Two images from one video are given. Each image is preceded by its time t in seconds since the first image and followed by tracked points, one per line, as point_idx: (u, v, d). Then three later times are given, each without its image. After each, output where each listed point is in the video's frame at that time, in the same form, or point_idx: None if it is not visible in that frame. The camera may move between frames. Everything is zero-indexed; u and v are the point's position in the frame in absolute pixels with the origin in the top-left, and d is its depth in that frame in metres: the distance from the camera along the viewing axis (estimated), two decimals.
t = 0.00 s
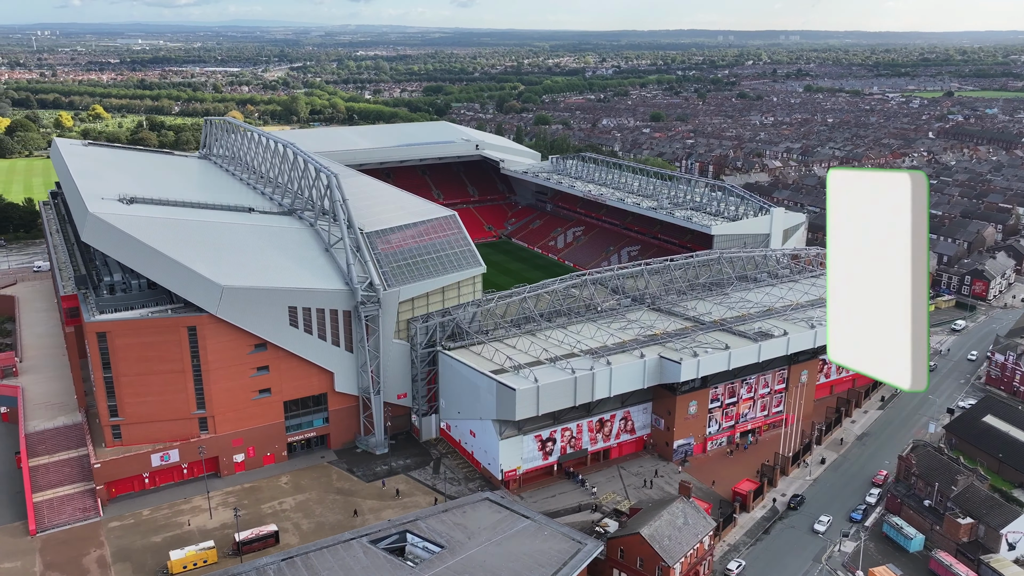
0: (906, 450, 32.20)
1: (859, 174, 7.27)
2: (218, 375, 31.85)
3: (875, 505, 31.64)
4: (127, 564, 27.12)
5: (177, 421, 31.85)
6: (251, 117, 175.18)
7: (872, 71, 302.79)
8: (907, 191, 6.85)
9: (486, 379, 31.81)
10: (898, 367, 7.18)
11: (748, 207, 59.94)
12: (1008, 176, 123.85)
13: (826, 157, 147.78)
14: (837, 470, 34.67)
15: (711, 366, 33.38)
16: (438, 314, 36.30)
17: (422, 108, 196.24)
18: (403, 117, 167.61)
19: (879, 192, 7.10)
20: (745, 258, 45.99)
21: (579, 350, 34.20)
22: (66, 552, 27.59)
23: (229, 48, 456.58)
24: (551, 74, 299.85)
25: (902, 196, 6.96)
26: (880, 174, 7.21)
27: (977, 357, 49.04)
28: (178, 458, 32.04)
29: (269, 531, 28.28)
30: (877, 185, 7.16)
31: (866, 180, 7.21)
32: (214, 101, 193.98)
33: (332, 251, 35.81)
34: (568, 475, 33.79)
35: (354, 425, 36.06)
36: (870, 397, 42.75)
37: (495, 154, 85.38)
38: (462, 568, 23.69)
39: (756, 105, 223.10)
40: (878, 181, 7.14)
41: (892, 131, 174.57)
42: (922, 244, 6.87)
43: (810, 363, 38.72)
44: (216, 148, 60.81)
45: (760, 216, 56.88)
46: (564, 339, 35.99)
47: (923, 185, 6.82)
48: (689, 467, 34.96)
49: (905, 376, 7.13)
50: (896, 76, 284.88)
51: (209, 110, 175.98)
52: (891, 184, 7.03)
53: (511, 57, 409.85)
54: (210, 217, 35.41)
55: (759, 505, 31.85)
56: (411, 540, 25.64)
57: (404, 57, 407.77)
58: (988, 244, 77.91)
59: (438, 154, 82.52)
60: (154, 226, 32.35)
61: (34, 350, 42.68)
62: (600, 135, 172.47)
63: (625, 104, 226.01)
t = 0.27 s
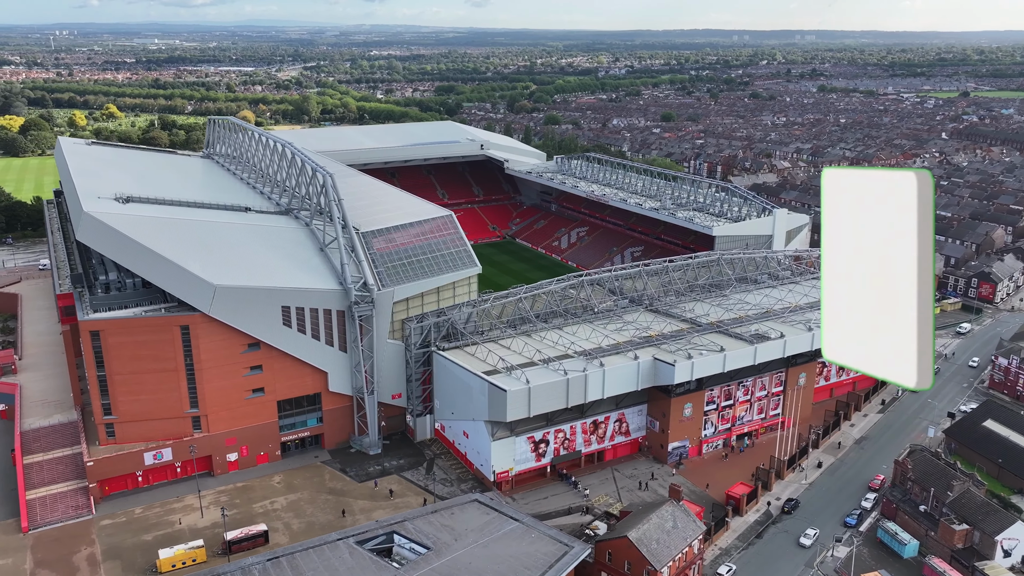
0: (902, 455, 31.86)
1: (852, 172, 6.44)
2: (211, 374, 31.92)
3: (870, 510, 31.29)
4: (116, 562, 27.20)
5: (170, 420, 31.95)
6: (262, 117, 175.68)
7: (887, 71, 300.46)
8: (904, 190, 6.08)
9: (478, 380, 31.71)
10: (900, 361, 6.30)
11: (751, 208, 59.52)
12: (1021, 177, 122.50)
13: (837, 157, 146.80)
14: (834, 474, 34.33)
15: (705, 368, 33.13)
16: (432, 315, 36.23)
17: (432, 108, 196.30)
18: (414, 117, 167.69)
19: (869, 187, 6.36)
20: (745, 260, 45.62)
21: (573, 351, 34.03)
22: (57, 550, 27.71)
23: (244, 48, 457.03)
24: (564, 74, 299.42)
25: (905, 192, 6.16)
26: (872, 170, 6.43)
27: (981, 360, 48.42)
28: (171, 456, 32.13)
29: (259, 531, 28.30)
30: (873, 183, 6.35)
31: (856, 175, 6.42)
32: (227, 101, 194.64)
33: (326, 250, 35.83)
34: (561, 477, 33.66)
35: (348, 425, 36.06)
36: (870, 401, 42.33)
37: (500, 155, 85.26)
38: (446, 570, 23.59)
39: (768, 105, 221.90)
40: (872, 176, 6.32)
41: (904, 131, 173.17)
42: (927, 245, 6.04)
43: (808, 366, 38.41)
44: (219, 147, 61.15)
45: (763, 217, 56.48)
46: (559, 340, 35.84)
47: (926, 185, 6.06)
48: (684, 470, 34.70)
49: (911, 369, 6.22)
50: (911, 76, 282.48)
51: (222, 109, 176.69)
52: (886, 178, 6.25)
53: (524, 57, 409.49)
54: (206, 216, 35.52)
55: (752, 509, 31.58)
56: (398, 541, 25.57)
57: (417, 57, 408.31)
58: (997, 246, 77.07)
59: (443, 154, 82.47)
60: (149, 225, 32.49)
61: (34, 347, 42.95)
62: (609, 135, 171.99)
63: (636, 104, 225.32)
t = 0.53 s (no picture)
0: (898, 460, 31.52)
1: (850, 171, 5.75)
2: (204, 373, 32.00)
3: (866, 515, 30.95)
4: (106, 560, 27.30)
5: (163, 419, 32.05)
6: (274, 117, 176.14)
7: (903, 71, 297.83)
8: (915, 189, 5.56)
9: (470, 381, 31.62)
10: (906, 365, 5.90)
11: (754, 209, 59.04)
12: None
13: (848, 158, 145.69)
14: (831, 478, 34.01)
15: (700, 371, 32.90)
16: (427, 315, 36.16)
17: (444, 108, 196.25)
18: (425, 117, 167.69)
19: (869, 188, 5.76)
20: (747, 262, 45.23)
21: (567, 353, 33.86)
22: (48, 547, 27.85)
23: (259, 49, 458.42)
24: (578, 73, 298.83)
25: (914, 194, 5.65)
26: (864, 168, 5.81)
27: (986, 364, 47.75)
28: (165, 455, 32.26)
29: (248, 530, 28.34)
30: (876, 185, 5.73)
31: (852, 176, 5.78)
32: (240, 100, 195.27)
33: (322, 250, 35.83)
34: (554, 479, 33.52)
35: (343, 425, 36.05)
36: (871, 404, 41.89)
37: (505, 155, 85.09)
38: (430, 572, 23.51)
39: (781, 106, 220.51)
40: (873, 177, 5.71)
41: (917, 132, 171.56)
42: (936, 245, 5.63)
43: (806, 369, 38.07)
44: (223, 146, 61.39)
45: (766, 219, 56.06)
46: (554, 342, 35.67)
47: (935, 183, 5.57)
48: (679, 473, 34.45)
49: (917, 372, 5.82)
50: (927, 76, 279.83)
51: (234, 109, 177.57)
52: (890, 178, 5.68)
53: (537, 57, 408.90)
54: (202, 216, 35.63)
55: (746, 513, 31.32)
56: (385, 542, 25.52)
57: (431, 56, 408.62)
58: (1007, 248, 76.09)
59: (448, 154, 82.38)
60: (143, 224, 32.59)
61: (35, 345, 43.25)
62: (620, 135, 171.42)
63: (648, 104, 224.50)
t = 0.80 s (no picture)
0: (894, 464, 31.16)
1: (852, 172, 6.57)
2: (198, 372, 32.10)
3: (861, 519, 30.60)
4: (96, 558, 27.40)
5: (157, 417, 32.18)
6: (286, 116, 176.67)
7: (919, 71, 294.96)
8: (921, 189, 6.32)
9: (462, 382, 31.53)
10: (912, 367, 6.57)
11: (758, 209, 58.56)
12: None
13: (860, 159, 144.53)
14: (827, 482, 33.70)
15: (694, 373, 32.65)
16: (422, 315, 36.11)
17: (455, 108, 196.27)
18: (435, 116, 167.69)
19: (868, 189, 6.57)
20: (747, 264, 44.87)
21: (561, 354, 33.70)
22: (39, 544, 28.00)
23: (274, 49, 459.49)
24: (590, 73, 298.07)
25: (919, 193, 6.41)
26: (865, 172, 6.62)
27: (990, 367, 47.13)
28: (158, 453, 32.37)
29: (238, 530, 28.39)
30: (875, 185, 6.51)
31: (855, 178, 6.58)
32: (253, 100, 195.95)
33: (317, 250, 35.88)
34: (547, 481, 33.37)
35: (337, 425, 36.05)
36: (871, 407, 41.45)
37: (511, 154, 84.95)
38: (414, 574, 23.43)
39: (793, 106, 219.02)
40: (875, 178, 6.49)
41: (931, 133, 169.90)
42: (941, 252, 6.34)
43: (804, 372, 37.73)
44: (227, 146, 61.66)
45: (769, 220, 55.64)
46: (548, 343, 35.54)
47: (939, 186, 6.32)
48: (673, 476, 34.21)
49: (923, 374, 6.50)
50: (943, 76, 276.98)
51: (247, 108, 178.22)
52: (892, 180, 6.45)
53: (550, 56, 408.14)
54: (197, 215, 35.77)
55: (739, 517, 31.06)
56: (371, 543, 25.47)
57: (444, 56, 408.90)
58: (1017, 251, 75.15)
59: (453, 154, 82.34)
60: (138, 224, 32.74)
61: (35, 343, 43.58)
62: (630, 135, 170.92)
63: (660, 104, 223.60)
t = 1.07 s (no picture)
0: (889, 469, 30.85)
1: (856, 174, 7.40)
2: (190, 371, 32.19)
3: (855, 525, 30.28)
4: (86, 556, 27.51)
5: (150, 416, 32.29)
6: (297, 116, 177.19)
7: (934, 72, 292.23)
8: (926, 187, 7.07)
9: (454, 383, 31.45)
10: (918, 367, 7.48)
11: (760, 210, 58.15)
12: None
13: (870, 160, 143.44)
14: (822, 487, 33.39)
15: (687, 375, 32.42)
16: (416, 316, 36.04)
17: (465, 107, 196.27)
18: (445, 116, 167.72)
19: (866, 192, 7.42)
20: (746, 265, 44.53)
21: (554, 355, 33.58)
22: (30, 542, 28.15)
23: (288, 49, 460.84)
24: (603, 73, 297.39)
25: (922, 193, 7.13)
26: (866, 174, 7.44)
27: (994, 371, 46.48)
28: (151, 452, 32.46)
29: (227, 529, 28.43)
30: (875, 186, 7.33)
31: (854, 179, 7.44)
32: (265, 99, 196.64)
33: (311, 250, 35.92)
34: (539, 483, 33.23)
35: (331, 425, 36.05)
36: (870, 411, 41.03)
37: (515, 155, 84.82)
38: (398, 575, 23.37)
39: (805, 106, 217.64)
40: (873, 180, 7.33)
41: (944, 134, 168.28)
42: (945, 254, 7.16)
43: (801, 375, 37.43)
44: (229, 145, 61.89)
45: (771, 221, 55.20)
46: (542, 344, 35.42)
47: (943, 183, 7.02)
48: (666, 479, 34.00)
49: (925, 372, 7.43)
50: (958, 77, 274.33)
51: (258, 108, 178.91)
52: (895, 181, 7.25)
53: (562, 56, 407.58)
54: (192, 215, 35.90)
55: (732, 520, 30.81)
56: (357, 544, 25.43)
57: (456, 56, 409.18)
58: None
59: (457, 154, 82.30)
60: (132, 224, 32.89)
61: (35, 340, 43.90)
62: (639, 135, 170.37)
63: (671, 104, 222.76)
